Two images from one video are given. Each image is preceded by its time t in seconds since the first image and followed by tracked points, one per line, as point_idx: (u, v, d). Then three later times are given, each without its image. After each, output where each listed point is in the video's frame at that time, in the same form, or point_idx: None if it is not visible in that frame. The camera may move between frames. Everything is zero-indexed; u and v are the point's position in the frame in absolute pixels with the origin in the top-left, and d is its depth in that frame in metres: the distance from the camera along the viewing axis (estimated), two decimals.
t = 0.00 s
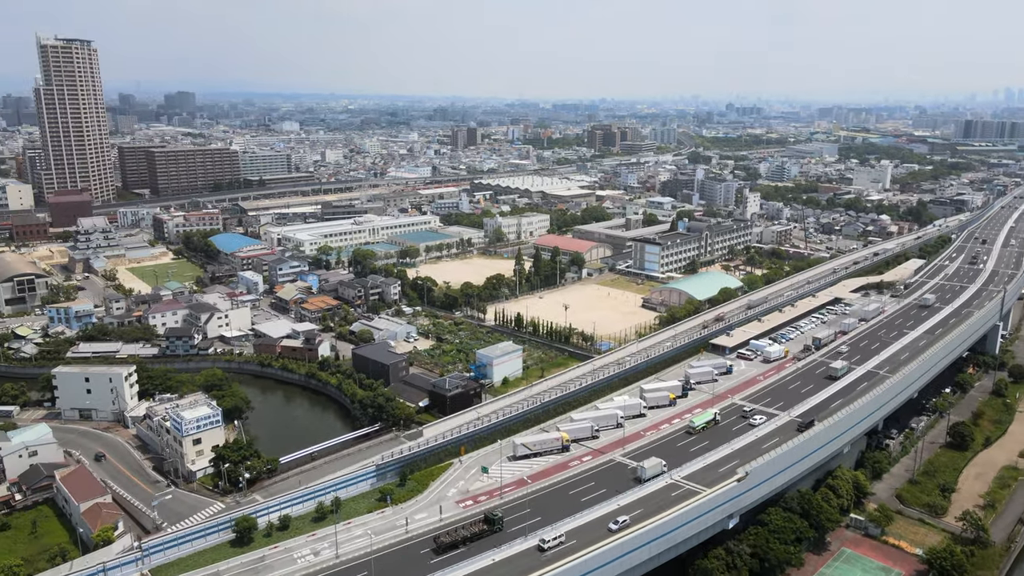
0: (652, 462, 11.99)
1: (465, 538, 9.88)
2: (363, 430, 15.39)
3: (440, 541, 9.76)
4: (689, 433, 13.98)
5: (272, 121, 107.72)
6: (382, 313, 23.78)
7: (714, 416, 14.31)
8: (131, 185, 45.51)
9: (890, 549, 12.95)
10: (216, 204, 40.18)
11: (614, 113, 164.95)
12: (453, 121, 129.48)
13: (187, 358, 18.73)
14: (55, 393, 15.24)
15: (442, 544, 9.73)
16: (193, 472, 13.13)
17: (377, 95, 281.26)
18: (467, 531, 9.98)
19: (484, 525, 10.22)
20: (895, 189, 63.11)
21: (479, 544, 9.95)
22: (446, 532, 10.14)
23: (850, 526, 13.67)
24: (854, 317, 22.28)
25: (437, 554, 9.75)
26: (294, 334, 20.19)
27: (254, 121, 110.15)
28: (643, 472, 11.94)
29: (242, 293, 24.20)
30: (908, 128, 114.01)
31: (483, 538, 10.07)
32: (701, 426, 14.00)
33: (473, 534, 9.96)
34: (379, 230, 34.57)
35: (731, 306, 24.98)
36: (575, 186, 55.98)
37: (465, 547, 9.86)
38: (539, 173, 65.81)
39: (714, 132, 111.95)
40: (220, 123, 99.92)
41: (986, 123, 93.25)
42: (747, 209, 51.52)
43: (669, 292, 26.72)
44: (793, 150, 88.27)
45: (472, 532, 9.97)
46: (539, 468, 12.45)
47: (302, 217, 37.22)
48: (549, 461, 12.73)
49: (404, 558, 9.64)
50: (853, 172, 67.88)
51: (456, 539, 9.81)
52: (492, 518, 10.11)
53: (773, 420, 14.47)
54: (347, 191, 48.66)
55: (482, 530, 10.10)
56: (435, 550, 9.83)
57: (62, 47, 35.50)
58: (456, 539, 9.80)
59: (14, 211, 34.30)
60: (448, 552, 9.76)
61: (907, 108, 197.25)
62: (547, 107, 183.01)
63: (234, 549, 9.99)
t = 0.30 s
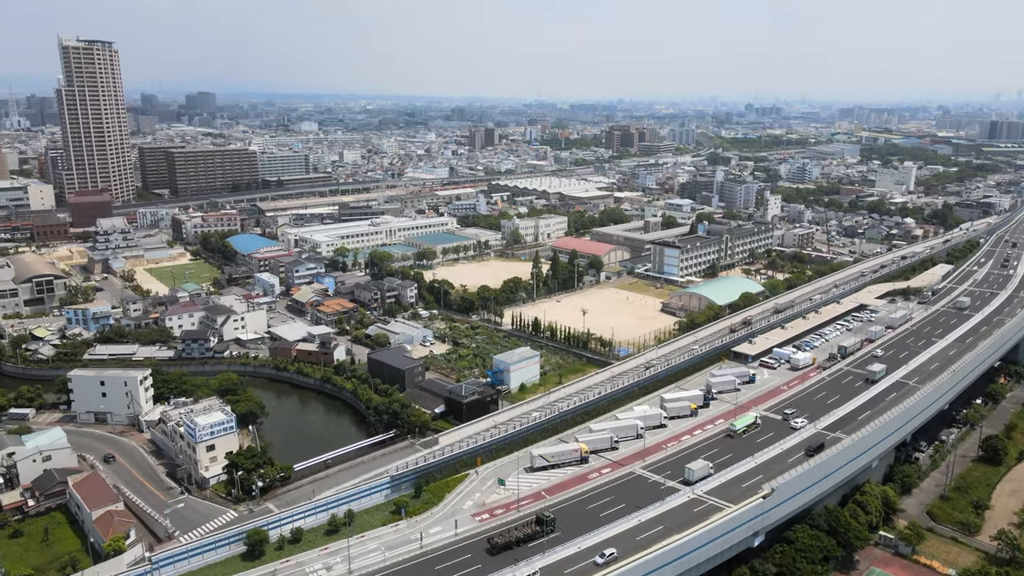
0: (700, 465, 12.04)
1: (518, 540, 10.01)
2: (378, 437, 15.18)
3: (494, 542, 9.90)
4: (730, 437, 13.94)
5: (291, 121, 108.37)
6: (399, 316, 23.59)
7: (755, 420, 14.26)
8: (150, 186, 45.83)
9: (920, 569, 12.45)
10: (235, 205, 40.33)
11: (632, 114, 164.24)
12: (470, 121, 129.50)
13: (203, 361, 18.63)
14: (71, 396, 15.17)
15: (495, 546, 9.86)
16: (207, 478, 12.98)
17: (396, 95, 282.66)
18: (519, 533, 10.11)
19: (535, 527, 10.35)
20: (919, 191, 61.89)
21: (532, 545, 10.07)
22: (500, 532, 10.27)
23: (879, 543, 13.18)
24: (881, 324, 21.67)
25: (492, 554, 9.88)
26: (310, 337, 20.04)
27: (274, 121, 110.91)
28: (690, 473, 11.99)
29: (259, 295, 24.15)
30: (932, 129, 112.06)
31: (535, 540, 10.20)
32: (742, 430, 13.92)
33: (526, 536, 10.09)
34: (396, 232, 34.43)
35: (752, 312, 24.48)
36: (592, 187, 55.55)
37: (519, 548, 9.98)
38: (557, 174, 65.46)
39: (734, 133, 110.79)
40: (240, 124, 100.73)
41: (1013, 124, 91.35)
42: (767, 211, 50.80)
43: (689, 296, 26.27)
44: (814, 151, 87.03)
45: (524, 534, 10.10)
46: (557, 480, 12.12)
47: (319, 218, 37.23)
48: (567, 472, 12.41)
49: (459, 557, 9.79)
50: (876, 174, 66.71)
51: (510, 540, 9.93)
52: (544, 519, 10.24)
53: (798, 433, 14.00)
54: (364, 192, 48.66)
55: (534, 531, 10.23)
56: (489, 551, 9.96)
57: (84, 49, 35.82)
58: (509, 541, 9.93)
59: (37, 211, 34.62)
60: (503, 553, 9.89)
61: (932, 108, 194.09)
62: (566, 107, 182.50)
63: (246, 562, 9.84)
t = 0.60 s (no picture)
0: (747, 467, 12.08)
1: (572, 543, 10.09)
2: (393, 444, 14.94)
3: (548, 544, 9.97)
4: (773, 441, 13.91)
5: (309, 121, 108.95)
6: (415, 319, 23.39)
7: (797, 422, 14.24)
8: (170, 186, 46.15)
9: None
10: (253, 206, 40.45)
11: (651, 114, 163.21)
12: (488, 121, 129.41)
13: (218, 364, 18.52)
14: (86, 400, 15.10)
15: (549, 547, 9.94)
16: (220, 485, 12.80)
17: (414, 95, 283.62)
18: (572, 535, 10.18)
19: (588, 529, 10.43)
20: (944, 194, 60.66)
21: (583, 549, 10.15)
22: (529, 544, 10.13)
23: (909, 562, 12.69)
24: (908, 332, 21.07)
25: (546, 556, 9.96)
26: (325, 340, 19.89)
27: (292, 121, 111.53)
28: (738, 476, 12.02)
29: (275, 297, 24.08)
30: (957, 129, 109.95)
31: (588, 542, 10.29)
32: (784, 434, 13.88)
33: (579, 538, 10.18)
34: (413, 234, 34.27)
35: (774, 319, 23.98)
36: (610, 188, 55.06)
37: (572, 550, 10.07)
38: (574, 175, 65.04)
39: (753, 134, 109.57)
40: (259, 124, 101.44)
41: None
42: (788, 214, 50.03)
43: (708, 301, 25.83)
44: (835, 153, 85.74)
45: (578, 537, 10.18)
46: (576, 493, 11.80)
47: (336, 219, 37.17)
48: (585, 485, 12.07)
49: (514, 559, 9.87)
50: (899, 176, 65.49)
51: (564, 542, 10.01)
52: (597, 522, 10.32)
53: (824, 446, 13.53)
54: (381, 192, 48.63)
55: (586, 534, 10.31)
56: (543, 553, 10.04)
57: (104, 51, 36.07)
58: (563, 543, 9.99)
59: (58, 211, 34.93)
60: (556, 555, 9.96)
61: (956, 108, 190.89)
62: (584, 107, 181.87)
63: None
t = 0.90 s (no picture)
0: (796, 471, 12.10)
1: (625, 545, 10.14)
2: (408, 451, 14.71)
3: (602, 547, 10.04)
4: (814, 445, 13.81)
5: (327, 122, 109.41)
6: (431, 323, 23.16)
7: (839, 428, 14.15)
8: (189, 187, 46.40)
9: None
10: (270, 207, 40.55)
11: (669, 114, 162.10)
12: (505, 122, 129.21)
13: (233, 367, 18.40)
14: (101, 403, 15.02)
15: (603, 551, 10.00)
16: (233, 493, 12.63)
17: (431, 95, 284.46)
18: (625, 538, 10.24)
19: (640, 532, 10.49)
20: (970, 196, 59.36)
21: (636, 552, 10.19)
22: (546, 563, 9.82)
23: None
24: (937, 341, 20.44)
25: (600, 559, 10.02)
26: (340, 344, 19.71)
27: (310, 121, 112.06)
28: (787, 480, 12.03)
29: (291, 299, 23.98)
30: (982, 130, 107.80)
31: (641, 545, 10.33)
32: (827, 438, 13.80)
33: (632, 541, 10.22)
34: (429, 235, 34.07)
35: (797, 325, 23.45)
36: (628, 190, 54.53)
37: (627, 553, 10.11)
38: (592, 176, 64.57)
39: (772, 135, 108.29)
40: (277, 124, 102.05)
41: None
42: (810, 217, 49.20)
43: (729, 306, 25.36)
44: (857, 154, 84.41)
45: (631, 539, 10.23)
46: (595, 508, 11.47)
47: (352, 220, 37.09)
48: (604, 499, 11.73)
49: (569, 562, 9.94)
50: (923, 178, 64.21)
51: (617, 545, 10.07)
52: (649, 525, 10.39)
53: (852, 460, 13.06)
54: (398, 194, 48.54)
55: (639, 537, 10.36)
56: (597, 555, 10.10)
57: (124, 52, 36.32)
58: (616, 546, 10.06)
59: (79, 212, 35.19)
60: (610, 557, 10.02)
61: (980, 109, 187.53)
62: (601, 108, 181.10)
63: None
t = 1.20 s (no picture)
0: (845, 476, 12.07)
1: (679, 549, 10.18)
2: (423, 458, 14.47)
3: (655, 551, 10.09)
4: (858, 451, 13.70)
5: (345, 122, 109.77)
6: (446, 327, 22.93)
7: (884, 433, 14.02)
8: (207, 187, 46.60)
9: None
10: (287, 208, 40.62)
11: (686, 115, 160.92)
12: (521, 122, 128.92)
13: (248, 371, 18.26)
14: (114, 407, 14.93)
15: (657, 555, 10.04)
16: (245, 501, 12.44)
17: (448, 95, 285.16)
18: (678, 542, 10.29)
19: (693, 536, 10.52)
20: (995, 199, 58.10)
21: (680, 562, 10.07)
22: None
23: None
24: (966, 350, 19.82)
25: (654, 563, 10.06)
26: (355, 348, 19.51)
27: (328, 121, 112.50)
28: (836, 484, 12.01)
29: (306, 302, 23.88)
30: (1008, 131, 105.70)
31: (695, 549, 10.36)
32: (871, 443, 13.69)
33: (686, 545, 10.26)
34: (445, 237, 33.88)
35: (820, 333, 22.94)
36: (646, 192, 54.00)
37: (681, 557, 10.15)
38: (609, 177, 64.07)
39: (792, 135, 107.02)
40: (295, 125, 102.53)
41: None
42: (831, 219, 48.39)
43: (749, 311, 24.88)
44: (879, 155, 83.06)
45: (685, 544, 10.26)
46: (614, 522, 11.14)
47: (368, 222, 36.99)
48: (623, 514, 11.39)
49: (622, 565, 9.99)
50: (947, 180, 62.96)
51: (671, 549, 10.11)
52: (702, 529, 10.42)
53: (880, 475, 12.59)
54: (414, 194, 48.47)
55: (692, 541, 10.38)
56: (651, 560, 10.14)
57: (144, 53, 36.55)
58: (670, 551, 10.10)
59: (98, 212, 35.44)
60: (664, 562, 10.06)
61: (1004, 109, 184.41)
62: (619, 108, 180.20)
63: None
